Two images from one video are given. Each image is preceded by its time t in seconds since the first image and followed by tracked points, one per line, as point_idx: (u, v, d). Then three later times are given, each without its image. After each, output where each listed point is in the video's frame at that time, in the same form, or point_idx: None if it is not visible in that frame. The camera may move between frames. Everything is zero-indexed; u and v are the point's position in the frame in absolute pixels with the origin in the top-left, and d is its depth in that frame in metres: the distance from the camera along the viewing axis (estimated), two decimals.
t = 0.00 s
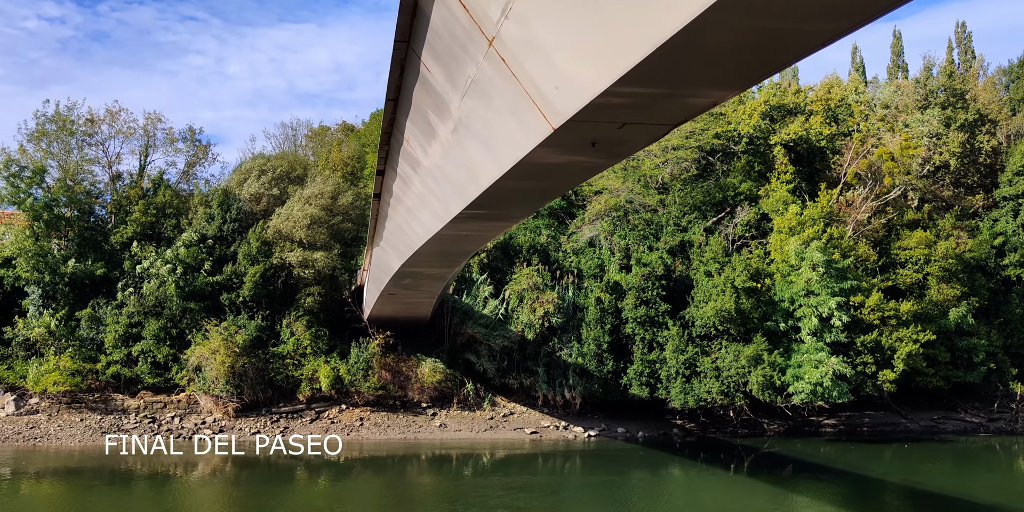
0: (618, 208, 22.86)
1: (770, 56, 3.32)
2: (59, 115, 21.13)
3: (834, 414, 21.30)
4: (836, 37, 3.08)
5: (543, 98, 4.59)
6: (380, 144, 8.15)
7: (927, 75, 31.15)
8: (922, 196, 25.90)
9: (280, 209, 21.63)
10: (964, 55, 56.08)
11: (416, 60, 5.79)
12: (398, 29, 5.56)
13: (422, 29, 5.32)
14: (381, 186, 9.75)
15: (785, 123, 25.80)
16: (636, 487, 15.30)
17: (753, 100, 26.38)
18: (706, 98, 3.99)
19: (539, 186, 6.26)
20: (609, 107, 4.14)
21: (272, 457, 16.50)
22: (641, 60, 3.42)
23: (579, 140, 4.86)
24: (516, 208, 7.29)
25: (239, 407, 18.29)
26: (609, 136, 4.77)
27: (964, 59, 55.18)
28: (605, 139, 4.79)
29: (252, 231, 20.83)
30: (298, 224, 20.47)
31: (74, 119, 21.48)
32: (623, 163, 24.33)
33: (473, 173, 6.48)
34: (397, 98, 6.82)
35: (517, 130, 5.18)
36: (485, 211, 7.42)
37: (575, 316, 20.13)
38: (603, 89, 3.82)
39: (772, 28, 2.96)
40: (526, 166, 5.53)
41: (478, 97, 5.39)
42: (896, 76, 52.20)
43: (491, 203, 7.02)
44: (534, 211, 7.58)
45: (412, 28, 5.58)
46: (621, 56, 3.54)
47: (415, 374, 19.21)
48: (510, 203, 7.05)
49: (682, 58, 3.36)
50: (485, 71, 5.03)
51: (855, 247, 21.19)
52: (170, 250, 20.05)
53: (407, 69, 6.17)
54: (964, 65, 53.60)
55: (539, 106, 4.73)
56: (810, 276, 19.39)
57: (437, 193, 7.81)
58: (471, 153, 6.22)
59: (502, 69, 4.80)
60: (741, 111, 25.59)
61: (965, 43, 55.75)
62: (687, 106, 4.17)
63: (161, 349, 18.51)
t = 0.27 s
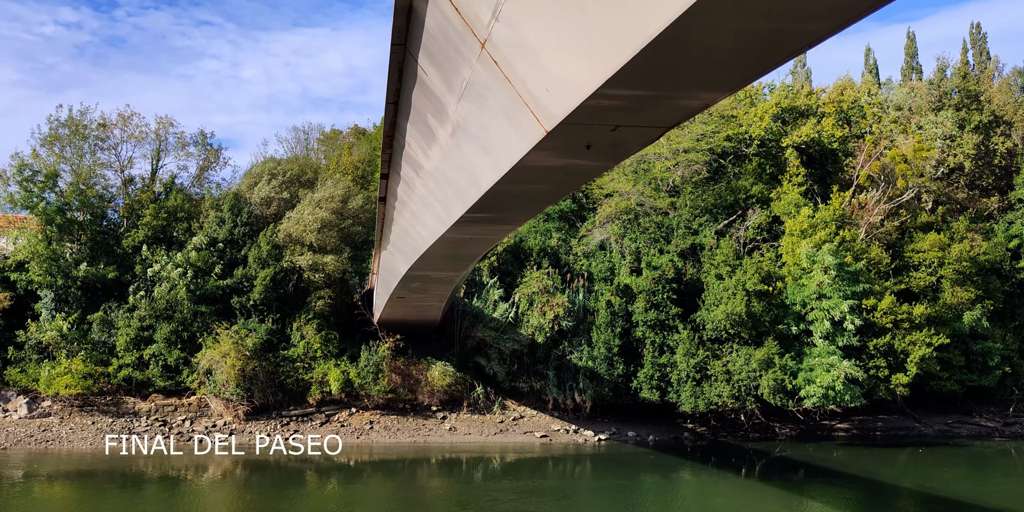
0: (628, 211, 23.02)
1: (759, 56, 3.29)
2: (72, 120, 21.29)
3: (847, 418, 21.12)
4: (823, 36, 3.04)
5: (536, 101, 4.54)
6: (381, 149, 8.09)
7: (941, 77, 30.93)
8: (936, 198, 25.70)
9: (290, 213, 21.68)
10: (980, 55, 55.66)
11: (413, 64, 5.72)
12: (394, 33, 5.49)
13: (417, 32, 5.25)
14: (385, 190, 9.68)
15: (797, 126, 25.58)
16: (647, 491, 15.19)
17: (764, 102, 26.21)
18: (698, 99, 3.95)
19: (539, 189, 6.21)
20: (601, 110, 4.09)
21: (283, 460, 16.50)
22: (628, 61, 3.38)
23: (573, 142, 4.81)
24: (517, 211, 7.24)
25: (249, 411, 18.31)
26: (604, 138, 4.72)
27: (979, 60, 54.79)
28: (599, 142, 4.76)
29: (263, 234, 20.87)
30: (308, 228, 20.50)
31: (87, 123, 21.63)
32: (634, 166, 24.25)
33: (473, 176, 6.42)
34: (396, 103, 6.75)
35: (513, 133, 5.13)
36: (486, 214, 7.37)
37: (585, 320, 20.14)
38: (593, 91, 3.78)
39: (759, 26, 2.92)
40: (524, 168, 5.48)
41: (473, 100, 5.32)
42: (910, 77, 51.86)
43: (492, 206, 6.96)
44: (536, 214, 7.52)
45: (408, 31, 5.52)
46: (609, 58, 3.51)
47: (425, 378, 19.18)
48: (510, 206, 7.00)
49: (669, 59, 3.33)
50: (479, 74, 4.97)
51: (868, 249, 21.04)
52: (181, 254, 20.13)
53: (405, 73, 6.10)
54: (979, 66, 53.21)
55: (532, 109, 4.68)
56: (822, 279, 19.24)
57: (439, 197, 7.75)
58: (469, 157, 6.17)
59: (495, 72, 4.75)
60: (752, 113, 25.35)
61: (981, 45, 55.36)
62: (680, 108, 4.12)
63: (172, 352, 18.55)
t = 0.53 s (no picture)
0: (636, 218, 22.88)
1: (739, 60, 3.28)
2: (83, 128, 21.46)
3: (858, 426, 20.97)
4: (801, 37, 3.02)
5: (524, 106, 4.54)
6: (382, 154, 8.10)
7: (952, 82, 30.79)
8: (947, 204, 25.58)
9: (299, 220, 21.75)
10: (993, 60, 55.39)
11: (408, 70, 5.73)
12: (388, 38, 5.50)
13: (410, 38, 5.25)
14: (387, 196, 9.70)
15: (808, 131, 25.39)
16: (656, 499, 15.10)
17: (773, 107, 26.10)
18: (684, 103, 3.94)
19: (535, 195, 6.18)
20: (587, 114, 4.08)
21: (291, 467, 16.49)
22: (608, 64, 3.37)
23: (564, 147, 4.79)
24: (516, 217, 7.22)
25: (257, 418, 18.32)
26: (594, 143, 4.71)
27: (992, 65, 54.50)
28: (589, 148, 4.76)
29: (272, 242, 20.94)
30: (316, 235, 20.56)
31: (98, 131, 21.79)
32: (642, 173, 24.22)
33: (468, 182, 6.41)
34: (395, 108, 6.76)
35: (504, 138, 5.12)
36: (485, 220, 7.35)
37: (593, 326, 20.17)
38: (578, 95, 3.78)
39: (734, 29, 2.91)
40: (516, 174, 5.46)
41: (466, 106, 5.31)
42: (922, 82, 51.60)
43: (490, 212, 6.95)
44: (535, 220, 7.50)
45: (402, 36, 5.53)
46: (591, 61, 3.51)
47: (433, 385, 19.16)
48: (507, 212, 6.98)
49: (649, 62, 3.32)
50: (470, 79, 4.97)
51: (878, 255, 20.92)
52: (190, 261, 20.22)
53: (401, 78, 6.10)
54: (992, 71, 52.92)
55: (521, 114, 4.68)
56: (831, 286, 19.13)
57: (439, 203, 7.74)
58: (464, 162, 6.16)
59: (485, 78, 4.75)
60: (761, 119, 25.22)
61: (993, 49, 55.10)
62: (667, 112, 4.11)
63: (181, 359, 18.60)
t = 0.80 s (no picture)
0: (647, 225, 23.13)
1: (726, 67, 3.18)
2: (95, 138, 21.66)
3: (871, 434, 20.78)
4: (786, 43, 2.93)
5: (516, 114, 4.46)
6: (384, 163, 8.04)
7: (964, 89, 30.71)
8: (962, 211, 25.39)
9: (309, 228, 21.82)
10: (1007, 66, 55.15)
11: (404, 78, 5.64)
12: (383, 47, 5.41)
13: (404, 46, 5.16)
14: (392, 205, 9.63)
15: (818, 139, 25.42)
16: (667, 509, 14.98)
17: (784, 114, 26.02)
18: (674, 109, 3.85)
19: (535, 203, 6.11)
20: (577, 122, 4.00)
21: (301, 475, 16.47)
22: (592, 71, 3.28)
23: (558, 155, 4.71)
24: (518, 224, 7.15)
25: (267, 425, 18.33)
26: (588, 151, 4.63)
27: (1006, 71, 54.23)
28: (582, 155, 4.68)
29: (282, 250, 21.03)
30: (326, 243, 20.61)
31: (110, 141, 21.98)
32: (652, 180, 24.21)
33: (468, 190, 6.34)
34: (394, 117, 6.68)
35: (499, 146, 5.05)
36: (487, 227, 7.28)
37: (603, 335, 20.07)
38: (565, 103, 3.69)
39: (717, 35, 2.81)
40: (514, 182, 5.39)
41: (461, 114, 5.23)
42: (935, 89, 51.49)
43: (491, 220, 6.88)
44: (537, 227, 7.43)
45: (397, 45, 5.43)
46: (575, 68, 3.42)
47: (442, 393, 19.12)
48: (508, 220, 6.90)
49: (634, 69, 3.23)
50: (464, 87, 4.88)
51: (891, 263, 20.81)
52: (201, 269, 20.32)
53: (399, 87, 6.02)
54: (1006, 77, 52.63)
55: (513, 122, 4.59)
56: (843, 293, 18.99)
57: (441, 211, 7.67)
58: (463, 171, 6.08)
59: (477, 85, 4.67)
60: (771, 126, 25.15)
61: (1008, 55, 54.86)
62: (657, 120, 4.02)
63: (192, 367, 18.67)
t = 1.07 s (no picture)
0: (658, 229, 22.91)
1: (712, 68, 3.14)
2: (108, 144, 21.82)
3: (884, 440, 20.62)
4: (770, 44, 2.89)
5: (509, 118, 4.38)
6: (386, 168, 7.94)
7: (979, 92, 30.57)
8: (977, 214, 25.22)
9: (320, 233, 21.90)
10: None
11: (400, 82, 5.55)
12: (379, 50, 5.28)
13: (399, 50, 5.06)
14: (396, 210, 9.53)
15: (831, 142, 25.28)
16: None
17: (796, 118, 25.90)
18: (664, 110, 3.81)
19: (536, 205, 6.05)
20: (567, 123, 3.94)
21: (312, 479, 16.48)
22: (577, 73, 3.24)
23: (552, 157, 4.64)
24: (519, 227, 7.09)
25: (278, 429, 18.35)
26: (582, 152, 4.57)
27: None
28: (577, 157, 4.63)
29: (293, 255, 21.13)
30: (336, 248, 20.68)
31: (123, 147, 22.14)
32: (664, 184, 24.18)
33: (468, 194, 6.26)
34: (393, 121, 6.57)
35: (495, 149, 4.97)
36: (489, 231, 7.24)
37: (615, 339, 20.16)
38: (554, 105, 3.64)
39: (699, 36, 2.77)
40: (512, 184, 5.33)
41: (456, 117, 5.13)
42: (949, 93, 51.25)
43: (492, 223, 6.82)
44: (539, 229, 7.36)
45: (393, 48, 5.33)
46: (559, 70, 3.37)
47: (453, 397, 19.08)
48: (508, 222, 6.85)
49: (619, 71, 3.18)
50: (458, 91, 4.77)
51: (904, 267, 20.70)
52: (212, 274, 20.43)
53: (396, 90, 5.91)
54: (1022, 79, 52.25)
55: (506, 124, 4.52)
56: (855, 298, 18.86)
57: (444, 216, 7.59)
58: (462, 175, 6.00)
59: (470, 89, 4.56)
60: (783, 129, 25.02)
61: None
62: (648, 120, 3.96)
63: (204, 372, 18.74)
